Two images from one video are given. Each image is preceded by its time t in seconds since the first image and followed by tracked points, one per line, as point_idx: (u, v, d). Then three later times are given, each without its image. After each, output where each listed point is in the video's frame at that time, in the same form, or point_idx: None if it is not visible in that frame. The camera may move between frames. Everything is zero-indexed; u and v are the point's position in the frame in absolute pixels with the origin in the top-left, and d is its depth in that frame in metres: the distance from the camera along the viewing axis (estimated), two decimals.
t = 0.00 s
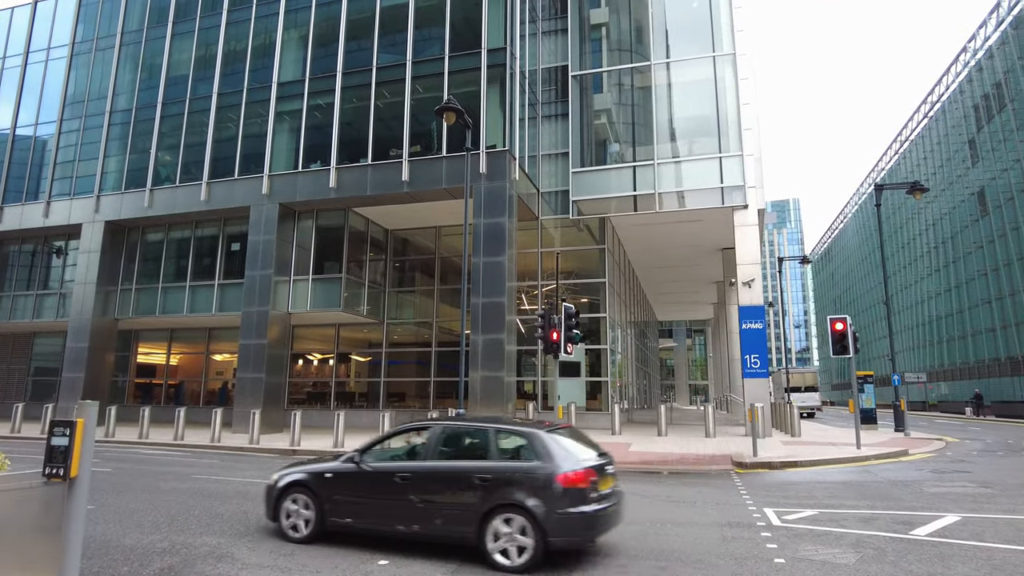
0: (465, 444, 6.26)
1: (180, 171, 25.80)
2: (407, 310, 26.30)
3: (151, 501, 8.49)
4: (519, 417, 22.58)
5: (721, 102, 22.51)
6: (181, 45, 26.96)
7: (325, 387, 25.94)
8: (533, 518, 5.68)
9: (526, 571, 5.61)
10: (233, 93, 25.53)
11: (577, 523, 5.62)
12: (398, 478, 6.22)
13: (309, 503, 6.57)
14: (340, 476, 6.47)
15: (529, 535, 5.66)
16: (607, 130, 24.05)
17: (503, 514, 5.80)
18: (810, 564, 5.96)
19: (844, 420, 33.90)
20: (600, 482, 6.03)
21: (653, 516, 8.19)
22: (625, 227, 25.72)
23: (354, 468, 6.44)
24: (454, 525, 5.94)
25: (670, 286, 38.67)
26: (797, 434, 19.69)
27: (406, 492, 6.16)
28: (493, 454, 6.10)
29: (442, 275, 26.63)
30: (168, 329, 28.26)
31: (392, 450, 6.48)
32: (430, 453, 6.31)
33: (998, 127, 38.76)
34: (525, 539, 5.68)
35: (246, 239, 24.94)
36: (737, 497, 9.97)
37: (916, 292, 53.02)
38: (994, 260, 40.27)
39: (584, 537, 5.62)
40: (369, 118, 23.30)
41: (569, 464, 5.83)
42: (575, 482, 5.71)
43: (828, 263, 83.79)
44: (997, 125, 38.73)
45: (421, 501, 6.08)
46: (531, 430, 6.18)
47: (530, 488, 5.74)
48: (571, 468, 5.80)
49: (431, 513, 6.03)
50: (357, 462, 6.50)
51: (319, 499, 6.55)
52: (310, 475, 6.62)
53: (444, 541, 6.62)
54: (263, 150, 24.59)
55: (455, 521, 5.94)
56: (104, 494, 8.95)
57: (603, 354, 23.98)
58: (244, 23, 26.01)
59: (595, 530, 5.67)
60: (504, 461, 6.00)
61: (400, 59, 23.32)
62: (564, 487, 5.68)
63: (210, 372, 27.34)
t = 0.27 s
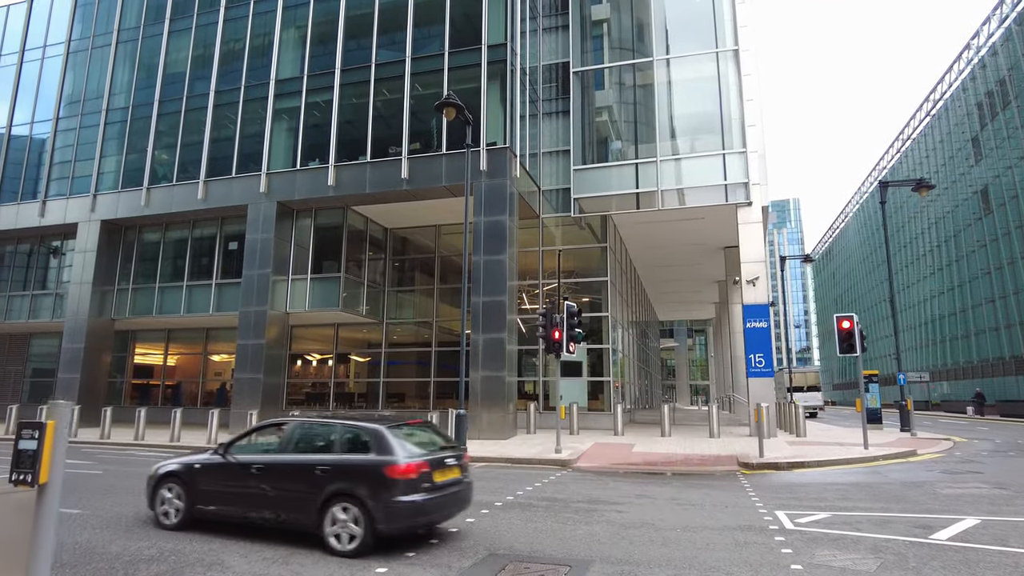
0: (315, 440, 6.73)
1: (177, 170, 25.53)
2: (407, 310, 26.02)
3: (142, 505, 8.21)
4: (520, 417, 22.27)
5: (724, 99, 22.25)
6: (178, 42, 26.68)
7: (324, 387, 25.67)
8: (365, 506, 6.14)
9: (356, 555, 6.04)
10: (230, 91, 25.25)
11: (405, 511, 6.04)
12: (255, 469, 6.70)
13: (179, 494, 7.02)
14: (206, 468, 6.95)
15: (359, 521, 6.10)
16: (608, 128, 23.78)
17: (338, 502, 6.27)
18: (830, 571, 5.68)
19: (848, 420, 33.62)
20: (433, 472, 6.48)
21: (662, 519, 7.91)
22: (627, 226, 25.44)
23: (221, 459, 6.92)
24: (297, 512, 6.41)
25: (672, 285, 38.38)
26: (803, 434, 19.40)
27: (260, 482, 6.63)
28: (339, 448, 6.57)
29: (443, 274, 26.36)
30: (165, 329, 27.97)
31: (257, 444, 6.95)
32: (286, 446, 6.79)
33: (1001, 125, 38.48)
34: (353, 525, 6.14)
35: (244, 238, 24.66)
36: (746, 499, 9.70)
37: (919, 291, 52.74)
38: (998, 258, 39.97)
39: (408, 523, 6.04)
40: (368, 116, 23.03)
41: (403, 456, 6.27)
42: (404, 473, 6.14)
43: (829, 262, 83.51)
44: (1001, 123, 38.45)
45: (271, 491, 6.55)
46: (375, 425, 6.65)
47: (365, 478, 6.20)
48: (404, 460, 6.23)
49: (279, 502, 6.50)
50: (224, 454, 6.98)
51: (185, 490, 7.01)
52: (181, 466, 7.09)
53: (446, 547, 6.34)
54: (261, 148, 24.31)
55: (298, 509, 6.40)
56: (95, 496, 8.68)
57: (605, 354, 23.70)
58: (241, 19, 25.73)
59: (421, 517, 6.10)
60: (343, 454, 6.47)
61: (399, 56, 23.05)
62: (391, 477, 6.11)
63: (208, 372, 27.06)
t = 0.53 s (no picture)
0: (183, 435, 7.23)
1: (167, 167, 25.10)
2: (401, 309, 25.67)
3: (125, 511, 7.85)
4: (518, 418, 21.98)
5: (722, 94, 22.02)
6: (168, 37, 26.26)
7: (317, 388, 25.33)
8: (214, 495, 6.66)
9: (203, 540, 6.56)
10: (222, 86, 24.84)
11: (252, 499, 6.54)
12: (124, 463, 7.21)
13: (56, 487, 7.56)
14: (82, 462, 7.48)
15: (208, 509, 6.63)
16: (605, 124, 23.49)
17: (194, 492, 6.79)
18: None
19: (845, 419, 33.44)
20: (284, 465, 6.98)
21: (666, 522, 7.62)
22: (624, 223, 25.17)
23: (94, 453, 7.44)
24: (156, 501, 6.93)
25: (668, 283, 38.16)
26: (803, 433, 19.17)
27: (126, 474, 7.15)
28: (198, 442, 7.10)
29: (437, 273, 26.02)
30: (155, 329, 27.53)
31: (128, 439, 7.48)
32: (154, 441, 7.31)
33: (997, 123, 38.42)
34: (203, 513, 6.65)
35: (235, 236, 24.28)
36: (751, 500, 9.43)
37: (914, 290, 52.71)
38: (993, 256, 39.95)
39: (252, 511, 6.53)
40: (362, 111, 22.69)
41: (253, 449, 6.78)
42: (254, 464, 6.65)
43: (824, 261, 83.58)
44: (996, 121, 38.42)
45: (136, 481, 7.08)
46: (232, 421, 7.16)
47: (214, 469, 6.73)
48: (253, 453, 6.74)
49: (142, 492, 7.02)
50: (97, 449, 7.51)
51: (63, 483, 7.55)
52: (60, 460, 7.61)
53: (444, 554, 6.03)
54: (252, 145, 23.94)
55: (158, 498, 6.92)
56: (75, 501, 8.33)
57: (602, 353, 23.42)
58: (232, 14, 25.33)
59: (266, 506, 6.59)
60: (200, 449, 6.99)
61: (393, 51, 22.71)
62: (237, 468, 6.60)
63: (199, 373, 26.64)
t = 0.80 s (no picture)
0: (62, 431, 7.46)
1: (161, 164, 24.75)
2: (398, 308, 25.40)
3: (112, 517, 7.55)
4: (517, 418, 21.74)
5: (723, 91, 21.79)
6: (162, 33, 25.91)
7: (314, 388, 25.05)
8: (85, 488, 6.92)
9: (72, 531, 6.83)
10: (217, 82, 24.51)
11: (122, 492, 6.81)
12: (8, 458, 7.50)
13: None
14: None
15: (78, 503, 6.90)
16: (605, 122, 23.23)
17: (67, 485, 7.05)
18: None
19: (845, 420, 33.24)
20: (158, 460, 7.23)
21: (675, 529, 7.35)
22: (623, 222, 24.93)
23: None
24: (35, 494, 7.20)
25: (666, 283, 37.93)
26: (805, 434, 18.94)
27: (10, 469, 7.43)
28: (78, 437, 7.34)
29: (435, 272, 25.74)
30: (149, 329, 27.20)
31: (17, 435, 7.75)
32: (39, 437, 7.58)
33: (997, 122, 38.29)
34: (74, 506, 6.91)
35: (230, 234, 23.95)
36: (759, 505, 9.17)
37: (912, 289, 52.59)
38: (993, 256, 39.81)
39: (122, 503, 6.80)
40: (358, 108, 22.39)
41: (125, 444, 7.05)
42: (125, 458, 6.92)
43: (822, 261, 83.50)
44: (996, 120, 38.28)
45: (18, 476, 7.35)
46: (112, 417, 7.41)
47: (86, 463, 6.99)
48: (126, 447, 7.01)
49: (23, 486, 7.30)
50: None
51: None
52: None
53: (445, 563, 5.76)
54: (247, 142, 23.62)
55: (35, 492, 7.19)
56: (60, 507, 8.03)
57: (602, 353, 23.19)
58: (227, 9, 24.99)
59: (137, 498, 6.86)
60: (77, 444, 7.24)
61: (390, 47, 22.42)
62: (108, 463, 6.86)
63: (194, 373, 26.31)
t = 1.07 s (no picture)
0: None
1: (157, 161, 24.49)
2: (397, 307, 25.16)
3: (101, 519, 7.29)
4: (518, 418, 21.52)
5: (726, 88, 21.56)
6: (159, 28, 25.65)
7: (312, 388, 24.80)
8: None
9: None
10: (214, 79, 24.25)
11: (6, 482, 7.30)
12: None
13: None
14: None
15: None
16: (607, 119, 22.98)
17: None
18: None
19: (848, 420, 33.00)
20: (47, 452, 7.71)
21: (684, 531, 7.11)
22: (625, 220, 24.68)
23: None
24: None
25: (667, 282, 37.71)
26: (810, 435, 18.72)
27: None
28: None
29: (435, 271, 25.50)
30: (146, 328, 26.92)
31: None
32: None
33: (999, 121, 38.08)
34: None
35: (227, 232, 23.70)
36: (768, 506, 8.93)
37: (913, 289, 52.38)
38: (995, 255, 39.60)
39: (8, 492, 7.30)
40: (357, 104, 22.15)
41: (13, 437, 7.52)
42: (11, 450, 7.40)
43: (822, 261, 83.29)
44: (999, 118, 38.07)
45: None
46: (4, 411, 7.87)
47: None
48: (13, 440, 7.48)
49: None
50: None
51: None
52: None
53: (447, 568, 5.52)
54: (245, 139, 23.37)
55: None
56: (48, 509, 7.77)
57: (603, 352, 22.95)
58: (225, 5, 24.74)
59: (22, 488, 7.34)
60: None
61: (390, 42, 22.19)
62: None
63: (191, 373, 26.05)
